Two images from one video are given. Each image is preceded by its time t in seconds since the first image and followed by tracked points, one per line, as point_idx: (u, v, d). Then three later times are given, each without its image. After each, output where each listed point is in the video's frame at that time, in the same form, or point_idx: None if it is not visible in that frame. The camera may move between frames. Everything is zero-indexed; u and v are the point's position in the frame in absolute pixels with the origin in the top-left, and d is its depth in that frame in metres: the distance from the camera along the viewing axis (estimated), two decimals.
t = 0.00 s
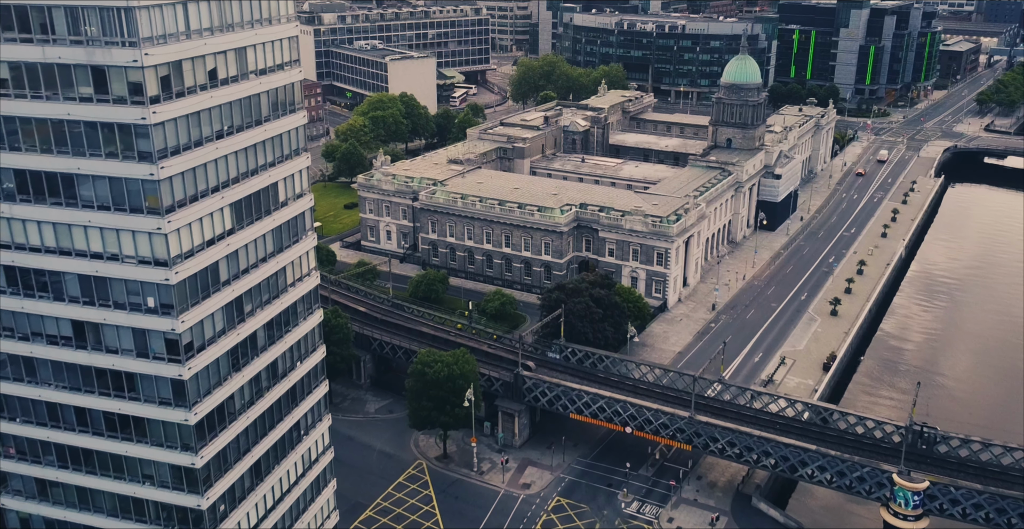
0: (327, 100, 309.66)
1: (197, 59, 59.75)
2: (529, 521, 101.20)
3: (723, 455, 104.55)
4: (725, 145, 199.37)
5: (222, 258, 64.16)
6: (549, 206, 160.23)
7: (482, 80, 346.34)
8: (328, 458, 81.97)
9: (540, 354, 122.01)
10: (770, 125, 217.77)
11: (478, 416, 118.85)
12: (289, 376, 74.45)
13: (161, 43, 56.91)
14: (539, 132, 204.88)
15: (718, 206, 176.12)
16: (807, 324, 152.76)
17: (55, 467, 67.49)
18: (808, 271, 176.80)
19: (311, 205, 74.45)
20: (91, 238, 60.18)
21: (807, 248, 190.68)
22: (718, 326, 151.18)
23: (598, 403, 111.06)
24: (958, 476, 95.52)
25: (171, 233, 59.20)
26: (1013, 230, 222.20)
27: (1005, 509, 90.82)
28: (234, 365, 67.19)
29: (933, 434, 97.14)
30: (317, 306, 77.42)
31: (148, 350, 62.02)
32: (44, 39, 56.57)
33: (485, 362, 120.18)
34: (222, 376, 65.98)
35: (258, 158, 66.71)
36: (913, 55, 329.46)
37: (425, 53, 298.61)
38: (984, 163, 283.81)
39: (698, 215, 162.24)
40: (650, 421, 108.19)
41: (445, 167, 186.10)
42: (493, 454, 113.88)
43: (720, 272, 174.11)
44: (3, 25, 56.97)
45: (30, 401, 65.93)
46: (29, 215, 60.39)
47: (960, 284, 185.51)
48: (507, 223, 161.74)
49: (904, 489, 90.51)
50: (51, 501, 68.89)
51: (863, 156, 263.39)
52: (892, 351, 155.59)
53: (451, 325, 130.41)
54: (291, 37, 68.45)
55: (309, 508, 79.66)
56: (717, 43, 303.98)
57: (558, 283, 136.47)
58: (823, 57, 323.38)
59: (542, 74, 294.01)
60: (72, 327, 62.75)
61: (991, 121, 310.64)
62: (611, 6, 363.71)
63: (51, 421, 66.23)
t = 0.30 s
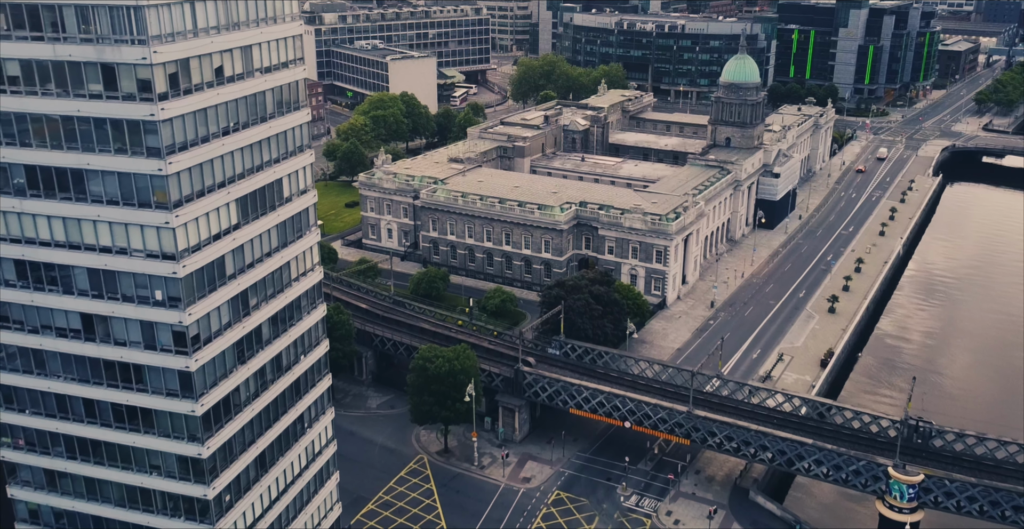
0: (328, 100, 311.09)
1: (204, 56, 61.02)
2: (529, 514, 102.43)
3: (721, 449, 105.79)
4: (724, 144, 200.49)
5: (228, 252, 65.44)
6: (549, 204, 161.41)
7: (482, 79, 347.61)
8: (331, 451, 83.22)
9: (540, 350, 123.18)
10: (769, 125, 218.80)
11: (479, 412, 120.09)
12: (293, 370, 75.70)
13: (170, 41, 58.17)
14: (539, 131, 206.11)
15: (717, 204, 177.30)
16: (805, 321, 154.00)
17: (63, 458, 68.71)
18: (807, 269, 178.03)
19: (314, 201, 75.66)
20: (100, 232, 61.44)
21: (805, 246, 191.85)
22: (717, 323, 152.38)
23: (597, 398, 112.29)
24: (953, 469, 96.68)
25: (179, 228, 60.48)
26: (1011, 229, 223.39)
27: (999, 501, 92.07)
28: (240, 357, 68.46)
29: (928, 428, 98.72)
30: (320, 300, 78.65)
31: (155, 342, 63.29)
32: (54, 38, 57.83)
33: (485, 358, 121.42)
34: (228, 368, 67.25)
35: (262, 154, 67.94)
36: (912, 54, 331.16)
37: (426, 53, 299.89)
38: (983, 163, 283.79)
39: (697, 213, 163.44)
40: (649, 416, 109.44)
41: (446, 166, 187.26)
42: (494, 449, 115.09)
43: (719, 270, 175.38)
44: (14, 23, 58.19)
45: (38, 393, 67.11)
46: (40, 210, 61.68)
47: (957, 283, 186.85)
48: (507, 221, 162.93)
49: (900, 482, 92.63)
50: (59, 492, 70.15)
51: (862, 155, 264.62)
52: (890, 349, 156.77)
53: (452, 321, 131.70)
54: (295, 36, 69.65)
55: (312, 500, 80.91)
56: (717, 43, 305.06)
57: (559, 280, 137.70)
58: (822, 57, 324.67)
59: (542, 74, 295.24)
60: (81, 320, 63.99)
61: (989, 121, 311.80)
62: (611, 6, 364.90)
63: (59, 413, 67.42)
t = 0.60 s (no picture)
0: (329, 99, 312.42)
1: (211, 54, 62.25)
2: (529, 508, 103.64)
3: (719, 444, 106.99)
4: (723, 143, 201.64)
5: (234, 246, 66.69)
6: (549, 202, 162.56)
7: (482, 79, 348.94)
8: (334, 443, 84.47)
9: (540, 346, 124.40)
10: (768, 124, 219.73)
11: (479, 407, 121.31)
12: (296, 363, 76.93)
13: (177, 39, 59.39)
14: (539, 130, 207.39)
15: (716, 202, 178.44)
16: (803, 318, 155.25)
17: (72, 449, 69.99)
18: (805, 267, 179.27)
19: (318, 197, 76.88)
20: (109, 227, 62.70)
21: (803, 244, 193.08)
22: (715, 320, 153.59)
23: (597, 393, 113.54)
24: (947, 462, 97.86)
25: (186, 222, 61.72)
26: (1008, 228, 224.50)
27: (993, 494, 93.21)
28: (245, 350, 69.71)
29: (923, 422, 100.04)
30: (323, 295, 79.90)
31: (163, 334, 64.54)
32: (65, 36, 59.09)
33: (486, 354, 122.64)
34: (233, 361, 68.48)
35: (267, 150, 69.17)
36: (912, 53, 333.06)
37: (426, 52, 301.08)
38: (982, 161, 283.64)
39: (696, 211, 164.64)
40: (647, 411, 110.68)
41: (446, 164, 188.42)
42: (494, 444, 116.32)
43: (718, 268, 176.62)
44: (25, 21, 59.40)
45: (47, 385, 68.36)
46: (50, 205, 62.93)
47: (954, 283, 187.98)
48: (507, 219, 164.13)
49: (895, 475, 93.29)
50: (68, 482, 71.39)
51: (860, 154, 265.85)
52: (887, 346, 158.04)
53: (453, 318, 132.96)
54: (300, 34, 70.86)
55: (316, 492, 82.18)
56: (716, 43, 305.98)
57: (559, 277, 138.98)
58: (822, 56, 325.83)
59: (542, 73, 296.40)
60: (89, 313, 65.25)
61: (988, 120, 312.99)
62: (611, 6, 366.10)
63: (68, 405, 68.67)
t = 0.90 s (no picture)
0: (330, 99, 313.63)
1: (218, 52, 63.49)
2: (530, 501, 104.87)
3: (717, 438, 108.26)
4: (722, 142, 202.80)
5: (239, 241, 67.92)
6: (550, 200, 163.76)
7: (483, 79, 350.16)
8: (337, 436, 85.71)
9: (540, 342, 125.63)
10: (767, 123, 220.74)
11: (480, 402, 122.51)
12: (300, 356, 78.16)
13: (184, 37, 60.65)
14: (539, 129, 208.66)
15: (714, 200, 179.59)
16: (800, 315, 156.48)
17: (80, 440, 71.29)
18: (803, 265, 180.48)
19: (321, 194, 78.09)
20: (117, 222, 63.97)
21: (801, 242, 194.34)
22: (714, 317, 154.78)
23: (596, 388, 114.81)
24: (942, 456, 99.06)
25: (193, 216, 62.96)
26: (1006, 227, 225.94)
27: (987, 487, 94.37)
28: (250, 343, 70.96)
29: (919, 416, 101.24)
30: (326, 290, 81.14)
31: (170, 327, 65.80)
32: (75, 34, 60.33)
33: (486, 349, 123.82)
34: (239, 354, 69.76)
35: (272, 147, 70.39)
36: (911, 53, 336.23)
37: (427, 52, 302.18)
38: (979, 160, 286.72)
39: (695, 209, 165.82)
40: (646, 405, 111.91)
41: (447, 163, 189.59)
42: (495, 439, 117.54)
43: (716, 266, 177.82)
44: (36, 20, 60.59)
45: (56, 377, 69.61)
46: (59, 200, 64.21)
47: (951, 282, 189.39)
48: (507, 217, 165.33)
49: (890, 469, 94.74)
50: (76, 473, 72.67)
51: (859, 153, 267.02)
52: (884, 343, 159.30)
53: (454, 315, 134.17)
54: (303, 33, 72.07)
55: (319, 484, 83.48)
56: (716, 42, 306.82)
57: (559, 274, 140.21)
58: (821, 56, 327.00)
59: (542, 73, 297.69)
60: (97, 306, 66.53)
61: (986, 119, 314.29)
62: (611, 6, 367.36)
63: (76, 396, 69.94)
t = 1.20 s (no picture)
0: (330, 98, 314.79)
1: (224, 50, 64.70)
2: (530, 495, 106.07)
3: (715, 432, 109.47)
4: (721, 140, 204.02)
5: (245, 236, 69.15)
6: (550, 199, 164.98)
7: (483, 78, 351.32)
8: (339, 430, 86.93)
9: (540, 338, 126.88)
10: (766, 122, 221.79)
11: (481, 398, 123.74)
12: (304, 350, 79.37)
13: (191, 36, 61.89)
14: (539, 128, 209.90)
15: (713, 199, 180.75)
16: (799, 312, 157.71)
17: (87, 432, 72.50)
18: (801, 262, 181.72)
19: (324, 190, 79.29)
20: (124, 216, 65.23)
21: (800, 240, 195.57)
22: (712, 314, 156.04)
23: (595, 383, 116.05)
24: (937, 450, 100.28)
25: (200, 211, 64.19)
26: (1003, 226, 227.22)
27: (981, 480, 95.59)
28: (255, 336, 72.18)
29: (914, 411, 102.46)
30: (329, 285, 82.35)
31: (177, 320, 67.00)
32: (84, 32, 61.55)
33: (487, 345, 125.07)
34: (244, 347, 70.97)
35: (276, 144, 71.60)
36: (910, 52, 337.86)
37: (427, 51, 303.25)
38: (977, 159, 288.15)
39: (693, 207, 167.12)
40: (645, 400, 113.13)
41: (447, 162, 190.77)
42: (495, 434, 118.75)
43: (715, 264, 179.07)
44: (46, 19, 61.83)
45: (64, 369, 70.82)
46: (68, 195, 65.42)
47: (949, 280, 190.60)
48: (508, 215, 166.55)
49: (886, 462, 96.09)
50: (83, 465, 73.87)
51: (857, 152, 268.29)
52: (881, 341, 160.62)
53: (455, 311, 135.40)
54: (307, 31, 73.27)
55: (322, 476, 84.66)
56: (715, 42, 307.74)
57: (559, 271, 141.47)
58: (820, 56, 328.23)
59: (542, 72, 298.84)
60: (105, 300, 67.77)
61: (984, 118, 315.60)
62: (611, 6, 368.54)
63: (84, 389, 71.14)
